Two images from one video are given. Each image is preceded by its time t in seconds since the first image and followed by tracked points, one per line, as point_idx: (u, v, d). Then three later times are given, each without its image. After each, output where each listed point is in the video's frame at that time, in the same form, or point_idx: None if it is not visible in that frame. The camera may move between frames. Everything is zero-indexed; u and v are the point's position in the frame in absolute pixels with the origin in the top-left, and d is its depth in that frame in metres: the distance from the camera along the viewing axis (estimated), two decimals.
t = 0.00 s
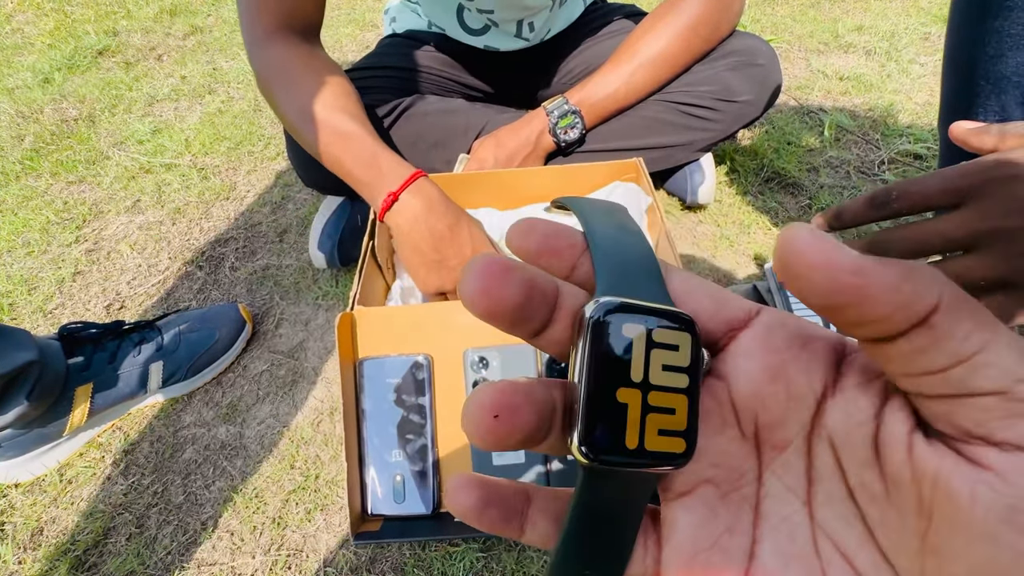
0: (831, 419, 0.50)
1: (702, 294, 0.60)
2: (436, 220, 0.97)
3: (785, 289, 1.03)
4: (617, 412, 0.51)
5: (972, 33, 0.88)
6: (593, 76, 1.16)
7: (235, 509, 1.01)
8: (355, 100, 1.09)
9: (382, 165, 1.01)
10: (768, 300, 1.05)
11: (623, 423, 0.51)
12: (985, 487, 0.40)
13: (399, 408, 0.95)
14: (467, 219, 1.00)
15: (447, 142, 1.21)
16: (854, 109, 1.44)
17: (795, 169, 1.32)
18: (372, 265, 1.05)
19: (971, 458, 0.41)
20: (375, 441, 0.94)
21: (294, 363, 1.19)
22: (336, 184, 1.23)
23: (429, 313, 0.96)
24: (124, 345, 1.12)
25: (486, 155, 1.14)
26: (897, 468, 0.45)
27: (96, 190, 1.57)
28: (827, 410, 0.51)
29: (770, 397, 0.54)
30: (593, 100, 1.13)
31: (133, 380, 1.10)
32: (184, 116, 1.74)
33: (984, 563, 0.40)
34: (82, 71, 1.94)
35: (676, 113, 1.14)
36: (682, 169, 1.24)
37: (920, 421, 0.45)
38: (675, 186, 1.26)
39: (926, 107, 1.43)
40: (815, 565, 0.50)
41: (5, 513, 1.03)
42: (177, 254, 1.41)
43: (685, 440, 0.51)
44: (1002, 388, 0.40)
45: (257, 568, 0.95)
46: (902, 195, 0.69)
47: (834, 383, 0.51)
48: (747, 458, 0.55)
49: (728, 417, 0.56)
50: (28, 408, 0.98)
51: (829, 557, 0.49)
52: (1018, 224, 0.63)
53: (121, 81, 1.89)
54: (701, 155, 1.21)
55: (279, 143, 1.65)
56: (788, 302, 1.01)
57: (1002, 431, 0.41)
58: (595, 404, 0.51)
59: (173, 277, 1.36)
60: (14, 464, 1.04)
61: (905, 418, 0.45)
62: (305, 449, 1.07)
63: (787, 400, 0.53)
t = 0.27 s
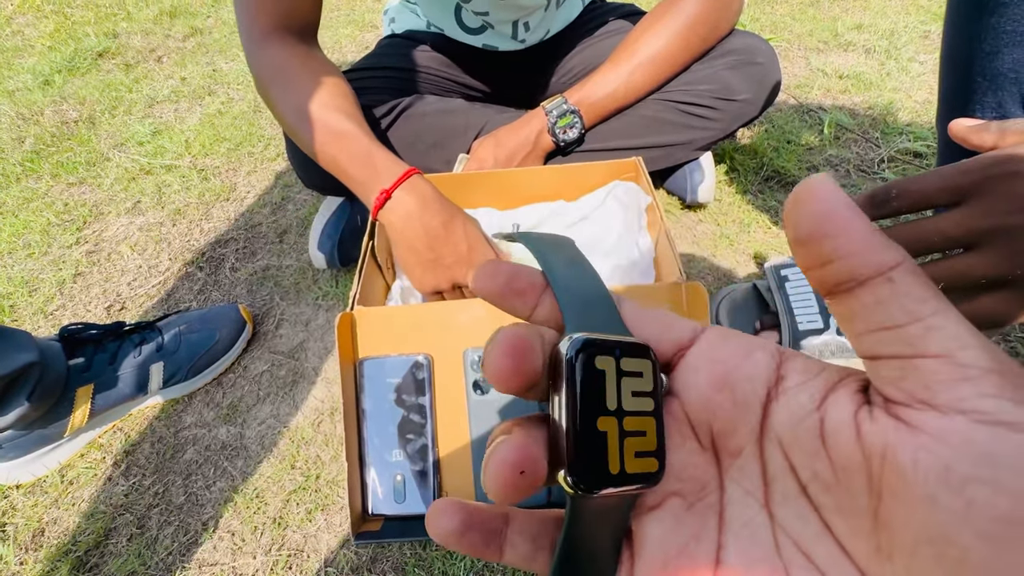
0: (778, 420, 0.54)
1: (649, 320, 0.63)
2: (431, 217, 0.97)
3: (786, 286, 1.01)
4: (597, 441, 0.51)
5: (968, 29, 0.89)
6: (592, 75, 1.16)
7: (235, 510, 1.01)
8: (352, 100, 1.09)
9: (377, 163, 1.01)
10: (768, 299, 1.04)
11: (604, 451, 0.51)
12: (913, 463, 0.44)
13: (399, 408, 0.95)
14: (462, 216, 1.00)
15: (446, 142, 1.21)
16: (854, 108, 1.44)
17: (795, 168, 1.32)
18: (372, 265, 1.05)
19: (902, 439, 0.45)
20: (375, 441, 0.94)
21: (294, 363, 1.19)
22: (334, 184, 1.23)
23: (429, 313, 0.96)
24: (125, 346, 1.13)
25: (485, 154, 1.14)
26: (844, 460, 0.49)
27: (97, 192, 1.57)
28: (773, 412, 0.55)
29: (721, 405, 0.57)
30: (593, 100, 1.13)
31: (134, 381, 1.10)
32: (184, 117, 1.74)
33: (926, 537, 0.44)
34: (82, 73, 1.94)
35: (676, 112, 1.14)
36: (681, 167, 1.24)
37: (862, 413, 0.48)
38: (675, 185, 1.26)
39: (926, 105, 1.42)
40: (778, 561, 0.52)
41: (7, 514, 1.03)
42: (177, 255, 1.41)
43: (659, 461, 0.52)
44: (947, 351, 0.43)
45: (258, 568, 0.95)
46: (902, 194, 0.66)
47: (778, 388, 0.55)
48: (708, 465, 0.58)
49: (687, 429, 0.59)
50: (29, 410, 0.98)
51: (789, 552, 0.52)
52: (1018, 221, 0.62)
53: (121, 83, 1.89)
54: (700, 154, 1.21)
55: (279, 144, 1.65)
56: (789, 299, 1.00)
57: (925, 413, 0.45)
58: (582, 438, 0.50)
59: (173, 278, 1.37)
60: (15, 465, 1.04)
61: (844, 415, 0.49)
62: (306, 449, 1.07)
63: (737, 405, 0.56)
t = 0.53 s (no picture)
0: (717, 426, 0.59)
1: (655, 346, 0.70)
2: (433, 218, 0.98)
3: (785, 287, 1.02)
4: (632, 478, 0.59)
5: (963, 27, 0.89)
6: (591, 77, 1.16)
7: (238, 510, 1.01)
8: (353, 102, 1.09)
9: (378, 165, 1.02)
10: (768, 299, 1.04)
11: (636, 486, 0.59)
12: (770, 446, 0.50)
13: (401, 409, 0.95)
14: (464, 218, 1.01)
15: (447, 143, 1.21)
16: (853, 108, 1.44)
17: (794, 168, 1.33)
18: (374, 266, 1.06)
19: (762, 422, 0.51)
20: (377, 441, 0.95)
21: (296, 364, 1.19)
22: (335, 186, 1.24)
23: (430, 313, 0.97)
24: (128, 347, 1.13)
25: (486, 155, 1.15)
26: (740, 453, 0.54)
27: (99, 194, 1.58)
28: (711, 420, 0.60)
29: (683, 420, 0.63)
30: (593, 100, 1.13)
31: (137, 382, 1.11)
32: (186, 120, 1.75)
33: (788, 520, 0.48)
34: (85, 76, 1.95)
35: (675, 113, 1.15)
36: (681, 168, 1.25)
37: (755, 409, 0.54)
38: (675, 186, 1.27)
39: (925, 105, 1.43)
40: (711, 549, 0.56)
41: (12, 515, 1.04)
42: (179, 257, 1.41)
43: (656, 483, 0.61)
44: (788, 348, 0.49)
45: (261, 568, 0.95)
46: (901, 192, 0.69)
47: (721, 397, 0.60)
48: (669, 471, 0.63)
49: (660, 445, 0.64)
50: (32, 411, 0.99)
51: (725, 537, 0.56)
52: (1017, 219, 0.62)
53: (123, 86, 1.90)
54: (700, 155, 1.21)
55: (280, 146, 1.66)
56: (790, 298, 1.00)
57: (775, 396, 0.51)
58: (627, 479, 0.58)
59: (176, 279, 1.37)
60: (19, 466, 1.05)
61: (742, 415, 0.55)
62: (308, 449, 1.07)
63: (691, 415, 0.62)
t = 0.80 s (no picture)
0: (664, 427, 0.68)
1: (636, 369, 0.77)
2: (438, 221, 0.98)
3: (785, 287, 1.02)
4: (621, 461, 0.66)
5: (960, 27, 0.90)
6: (591, 79, 1.17)
7: (239, 510, 1.01)
8: (356, 104, 1.10)
9: (383, 168, 1.02)
10: (767, 299, 1.05)
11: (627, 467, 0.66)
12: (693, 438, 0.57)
13: (403, 409, 0.95)
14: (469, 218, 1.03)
15: (447, 144, 1.22)
16: (852, 109, 1.45)
17: (793, 169, 1.33)
18: (375, 267, 1.06)
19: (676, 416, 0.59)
20: (377, 441, 0.95)
21: (297, 365, 1.20)
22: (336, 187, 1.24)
23: (431, 314, 0.97)
24: (130, 348, 1.13)
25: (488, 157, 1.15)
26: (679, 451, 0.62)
27: (102, 196, 1.58)
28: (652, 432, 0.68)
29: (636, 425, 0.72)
30: (592, 102, 1.14)
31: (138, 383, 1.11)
32: (188, 122, 1.76)
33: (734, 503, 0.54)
34: (87, 79, 1.96)
35: (674, 115, 1.15)
36: (681, 169, 1.25)
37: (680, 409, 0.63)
38: (674, 187, 1.27)
39: (924, 106, 1.43)
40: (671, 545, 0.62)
41: (14, 516, 1.04)
42: (181, 259, 1.42)
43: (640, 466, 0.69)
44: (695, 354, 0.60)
45: (262, 568, 0.96)
46: (896, 186, 0.70)
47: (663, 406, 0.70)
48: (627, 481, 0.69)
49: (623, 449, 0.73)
50: (34, 412, 0.99)
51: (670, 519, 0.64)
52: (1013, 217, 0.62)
53: (125, 88, 1.91)
54: (699, 156, 1.21)
55: (281, 148, 1.67)
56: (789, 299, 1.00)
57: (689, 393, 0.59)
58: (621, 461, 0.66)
59: (177, 281, 1.38)
60: (21, 466, 1.05)
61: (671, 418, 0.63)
62: (309, 450, 1.07)
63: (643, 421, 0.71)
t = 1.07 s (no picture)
0: (702, 403, 0.71)
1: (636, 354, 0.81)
2: (453, 221, 0.99)
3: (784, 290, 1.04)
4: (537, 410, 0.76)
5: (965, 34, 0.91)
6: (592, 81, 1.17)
7: (242, 510, 1.02)
8: (363, 107, 1.10)
9: (397, 170, 1.03)
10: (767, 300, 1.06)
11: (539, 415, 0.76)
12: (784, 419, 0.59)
13: (405, 409, 0.96)
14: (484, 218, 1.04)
15: (450, 146, 1.22)
16: (851, 111, 1.45)
17: (793, 170, 1.34)
18: (377, 268, 1.07)
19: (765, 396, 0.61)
20: (379, 440, 0.96)
21: (300, 365, 1.20)
22: (339, 189, 1.25)
23: (431, 315, 0.98)
24: (133, 349, 1.14)
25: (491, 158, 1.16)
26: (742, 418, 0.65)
27: (104, 197, 1.59)
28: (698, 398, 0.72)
29: (662, 399, 0.75)
30: (593, 104, 1.14)
31: (140, 383, 1.12)
32: (190, 123, 1.77)
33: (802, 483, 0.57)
34: (89, 80, 1.96)
35: (674, 116, 1.15)
36: (681, 171, 1.26)
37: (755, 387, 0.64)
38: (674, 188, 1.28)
39: (923, 107, 1.44)
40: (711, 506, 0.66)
41: (17, 516, 1.05)
42: (183, 260, 1.43)
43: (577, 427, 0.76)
44: (801, 327, 0.59)
45: (265, 567, 0.96)
46: (898, 190, 0.71)
47: (700, 382, 0.72)
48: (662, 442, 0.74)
49: (644, 421, 0.76)
50: (38, 412, 0.99)
51: (723, 501, 0.65)
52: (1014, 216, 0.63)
53: (127, 90, 1.92)
54: (700, 158, 1.22)
55: (283, 149, 1.67)
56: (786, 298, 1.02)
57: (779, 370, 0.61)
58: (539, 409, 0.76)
59: (180, 281, 1.38)
60: (25, 466, 1.05)
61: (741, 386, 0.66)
62: (311, 450, 1.08)
63: (672, 394, 0.74)
